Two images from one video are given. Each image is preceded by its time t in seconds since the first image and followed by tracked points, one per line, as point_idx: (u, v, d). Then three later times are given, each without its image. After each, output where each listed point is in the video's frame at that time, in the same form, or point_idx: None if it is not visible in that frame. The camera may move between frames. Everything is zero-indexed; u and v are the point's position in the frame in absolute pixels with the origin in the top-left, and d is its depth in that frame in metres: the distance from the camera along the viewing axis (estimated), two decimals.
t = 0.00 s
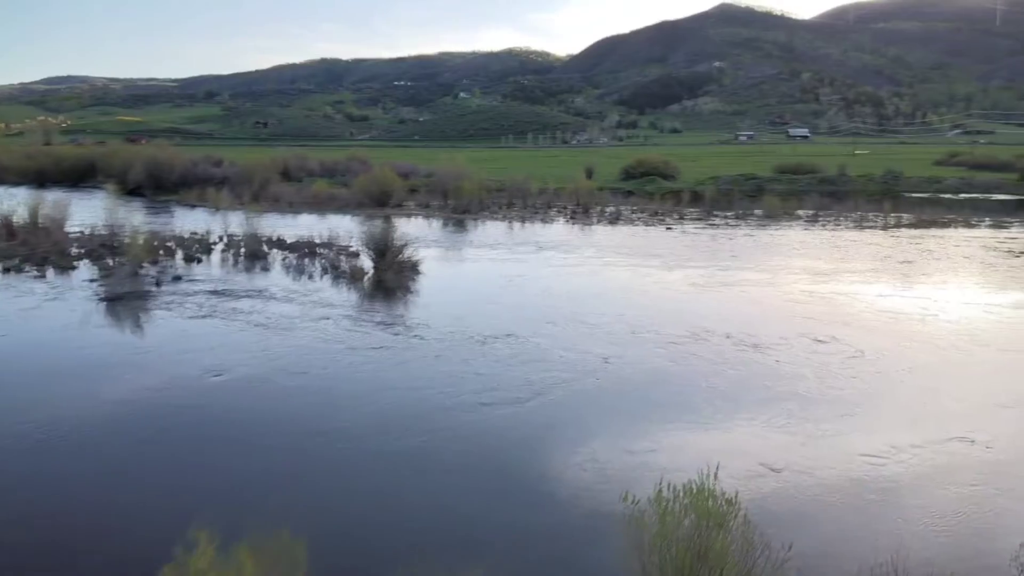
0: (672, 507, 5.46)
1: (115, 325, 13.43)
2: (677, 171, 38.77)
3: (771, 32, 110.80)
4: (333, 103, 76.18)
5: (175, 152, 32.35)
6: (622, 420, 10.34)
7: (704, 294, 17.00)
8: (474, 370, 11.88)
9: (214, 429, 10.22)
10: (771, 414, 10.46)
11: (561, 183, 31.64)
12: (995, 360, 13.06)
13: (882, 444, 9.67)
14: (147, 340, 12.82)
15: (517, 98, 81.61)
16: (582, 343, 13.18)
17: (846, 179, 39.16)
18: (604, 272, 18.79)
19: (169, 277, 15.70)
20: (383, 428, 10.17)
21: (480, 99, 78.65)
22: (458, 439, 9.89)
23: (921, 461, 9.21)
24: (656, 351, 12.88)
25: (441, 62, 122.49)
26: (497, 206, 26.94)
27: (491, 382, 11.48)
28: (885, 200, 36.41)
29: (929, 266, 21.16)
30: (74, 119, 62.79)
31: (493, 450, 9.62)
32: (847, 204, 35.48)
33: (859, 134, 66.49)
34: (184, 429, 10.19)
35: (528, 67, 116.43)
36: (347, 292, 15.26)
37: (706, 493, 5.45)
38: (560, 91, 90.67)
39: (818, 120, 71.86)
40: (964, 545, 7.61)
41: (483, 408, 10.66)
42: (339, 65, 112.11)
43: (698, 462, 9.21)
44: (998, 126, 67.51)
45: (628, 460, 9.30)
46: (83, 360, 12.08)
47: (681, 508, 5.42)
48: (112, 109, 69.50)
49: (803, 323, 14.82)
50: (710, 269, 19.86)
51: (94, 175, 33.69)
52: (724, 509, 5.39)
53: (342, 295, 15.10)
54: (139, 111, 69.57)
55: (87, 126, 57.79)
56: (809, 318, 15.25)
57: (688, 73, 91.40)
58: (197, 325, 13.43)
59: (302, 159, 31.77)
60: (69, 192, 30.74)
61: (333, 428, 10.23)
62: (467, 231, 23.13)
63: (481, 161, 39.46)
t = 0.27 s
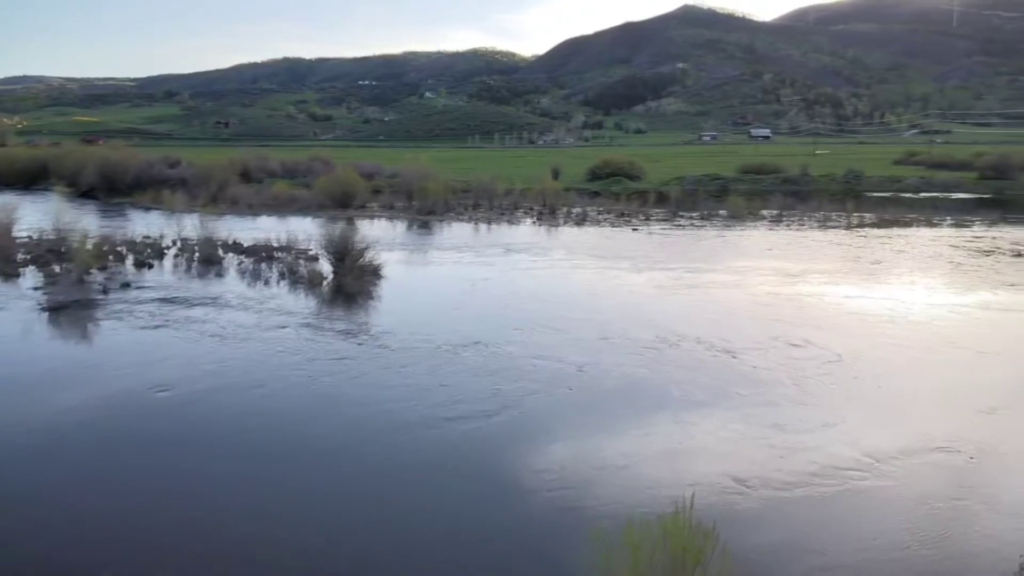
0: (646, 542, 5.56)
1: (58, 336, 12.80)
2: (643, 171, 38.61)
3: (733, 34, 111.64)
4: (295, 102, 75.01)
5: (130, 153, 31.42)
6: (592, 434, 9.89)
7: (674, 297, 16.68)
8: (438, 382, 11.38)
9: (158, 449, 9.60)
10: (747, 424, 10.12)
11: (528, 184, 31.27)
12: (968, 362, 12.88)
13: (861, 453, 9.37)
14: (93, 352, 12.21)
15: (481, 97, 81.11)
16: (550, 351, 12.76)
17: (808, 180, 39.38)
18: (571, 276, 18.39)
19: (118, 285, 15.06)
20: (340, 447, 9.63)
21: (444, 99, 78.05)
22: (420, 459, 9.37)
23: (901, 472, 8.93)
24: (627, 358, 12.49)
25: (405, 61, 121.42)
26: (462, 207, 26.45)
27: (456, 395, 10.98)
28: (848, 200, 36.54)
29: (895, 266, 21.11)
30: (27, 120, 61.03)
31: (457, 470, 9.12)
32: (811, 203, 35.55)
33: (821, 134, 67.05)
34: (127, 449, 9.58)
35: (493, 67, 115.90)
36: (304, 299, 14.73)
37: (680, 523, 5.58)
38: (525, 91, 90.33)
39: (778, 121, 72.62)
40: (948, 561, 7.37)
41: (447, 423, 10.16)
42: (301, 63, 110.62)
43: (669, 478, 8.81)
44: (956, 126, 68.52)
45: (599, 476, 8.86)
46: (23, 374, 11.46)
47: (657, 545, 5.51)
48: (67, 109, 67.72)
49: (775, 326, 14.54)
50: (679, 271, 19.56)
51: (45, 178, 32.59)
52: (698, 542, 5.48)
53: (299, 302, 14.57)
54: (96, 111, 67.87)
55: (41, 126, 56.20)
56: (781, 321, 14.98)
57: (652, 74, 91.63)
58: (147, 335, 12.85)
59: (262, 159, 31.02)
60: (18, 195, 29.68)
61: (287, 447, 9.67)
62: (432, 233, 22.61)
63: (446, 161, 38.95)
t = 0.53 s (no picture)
0: None
1: None
2: (609, 171, 38.41)
3: (697, 35, 112.43)
4: (258, 102, 73.86)
5: (84, 153, 30.50)
6: (564, 448, 9.46)
7: (645, 300, 16.36)
8: (402, 396, 10.88)
9: (100, 472, 8.95)
10: (724, 435, 9.78)
11: (493, 185, 30.87)
12: (943, 366, 12.72)
13: (844, 465, 9.07)
14: (34, 364, 11.59)
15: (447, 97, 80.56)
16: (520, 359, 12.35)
17: (771, 180, 39.58)
18: (538, 278, 18.06)
19: (63, 292, 14.42)
20: (296, 466, 9.10)
21: (410, 99, 77.42)
22: (380, 480, 8.85)
23: (885, 486, 8.64)
24: (599, 366, 12.13)
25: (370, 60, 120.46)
26: (428, 208, 25.99)
27: (422, 409, 10.49)
28: (812, 199, 36.73)
29: (861, 266, 21.10)
30: None
31: (419, 488, 8.63)
32: (776, 202, 35.65)
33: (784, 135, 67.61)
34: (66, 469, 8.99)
35: (459, 67, 115.43)
36: (260, 306, 14.20)
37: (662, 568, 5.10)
38: (491, 91, 89.97)
39: (740, 122, 73.22)
40: None
41: (410, 440, 9.66)
42: (264, 62, 109.18)
43: (646, 497, 8.38)
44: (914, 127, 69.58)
45: (569, 496, 8.42)
46: None
47: None
48: (21, 109, 65.97)
49: (748, 330, 14.29)
50: (648, 272, 19.32)
51: None
52: None
53: (254, 309, 14.04)
54: (51, 111, 66.20)
55: None
56: (753, 324, 14.75)
57: (616, 75, 91.82)
58: (92, 346, 12.24)
59: (221, 159, 30.27)
60: None
61: (241, 469, 9.09)
62: (396, 235, 22.11)
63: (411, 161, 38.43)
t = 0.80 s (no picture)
0: None
1: None
2: (575, 172, 38.14)
3: (661, 37, 112.95)
4: (219, 101, 72.55)
5: (35, 155, 29.51)
6: (535, 466, 9.04)
7: (614, 304, 16.04)
8: (365, 412, 10.38)
9: (40, 507, 8.39)
10: (701, 449, 9.43)
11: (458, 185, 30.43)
12: (919, 370, 12.54)
13: (826, 478, 8.75)
14: None
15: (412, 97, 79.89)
16: (487, 368, 11.94)
17: (735, 180, 39.70)
18: (505, 282, 17.67)
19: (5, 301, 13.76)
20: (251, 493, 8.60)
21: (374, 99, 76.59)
22: (342, 507, 8.38)
23: (868, 500, 8.33)
24: (570, 374, 11.76)
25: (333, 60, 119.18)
26: (391, 209, 25.49)
27: (385, 426, 10.01)
28: (776, 198, 36.83)
29: (826, 267, 21.05)
30: None
31: (380, 515, 8.16)
32: (741, 201, 35.68)
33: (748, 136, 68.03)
34: None
35: (424, 67, 114.70)
36: (213, 315, 13.65)
37: None
38: (456, 91, 89.46)
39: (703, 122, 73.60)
40: None
41: (373, 461, 9.18)
42: (225, 62, 107.51)
43: (623, 518, 7.99)
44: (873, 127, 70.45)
45: (540, 520, 8.00)
46: None
47: None
48: None
49: (720, 334, 14.03)
50: (616, 275, 19.03)
51: None
52: None
53: (207, 318, 13.49)
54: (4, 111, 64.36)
55: None
56: (724, 328, 14.49)
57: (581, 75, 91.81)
58: (34, 361, 11.61)
59: (178, 160, 29.48)
60: None
61: (192, 498, 8.54)
62: (359, 238, 21.59)
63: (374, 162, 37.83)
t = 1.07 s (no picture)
0: None
1: None
2: (541, 172, 37.87)
3: (625, 38, 113.32)
4: (179, 101, 71.19)
5: None
6: (506, 485, 8.65)
7: (583, 308, 15.73)
8: (327, 428, 9.92)
9: None
10: (677, 462, 9.15)
11: (423, 186, 30.00)
12: (894, 374, 12.39)
13: (807, 493, 8.48)
14: None
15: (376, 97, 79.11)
16: (455, 379, 11.53)
17: (700, 181, 39.75)
18: (470, 285, 17.28)
19: None
20: (206, 520, 8.10)
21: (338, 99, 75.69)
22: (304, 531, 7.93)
23: (850, 516, 8.08)
24: (540, 384, 11.39)
25: (297, 59, 117.74)
26: (354, 211, 24.97)
27: (349, 443, 9.56)
28: (741, 199, 36.87)
29: (792, 267, 20.96)
30: None
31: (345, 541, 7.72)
32: (706, 201, 35.66)
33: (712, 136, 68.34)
34: None
35: (389, 67, 113.81)
36: (164, 323, 13.16)
37: None
38: (421, 91, 88.79)
39: (668, 123, 73.93)
40: None
41: (336, 483, 8.74)
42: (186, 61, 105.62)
43: (602, 541, 7.66)
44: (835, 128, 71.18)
45: (514, 544, 7.64)
46: None
47: None
48: None
49: (691, 338, 13.77)
50: (583, 277, 18.73)
51: None
52: None
53: (157, 326, 12.99)
54: None
55: None
56: (695, 332, 14.23)
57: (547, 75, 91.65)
58: None
59: (134, 161, 28.68)
60: None
61: (143, 527, 8.05)
62: (320, 240, 21.08)
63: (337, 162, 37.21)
